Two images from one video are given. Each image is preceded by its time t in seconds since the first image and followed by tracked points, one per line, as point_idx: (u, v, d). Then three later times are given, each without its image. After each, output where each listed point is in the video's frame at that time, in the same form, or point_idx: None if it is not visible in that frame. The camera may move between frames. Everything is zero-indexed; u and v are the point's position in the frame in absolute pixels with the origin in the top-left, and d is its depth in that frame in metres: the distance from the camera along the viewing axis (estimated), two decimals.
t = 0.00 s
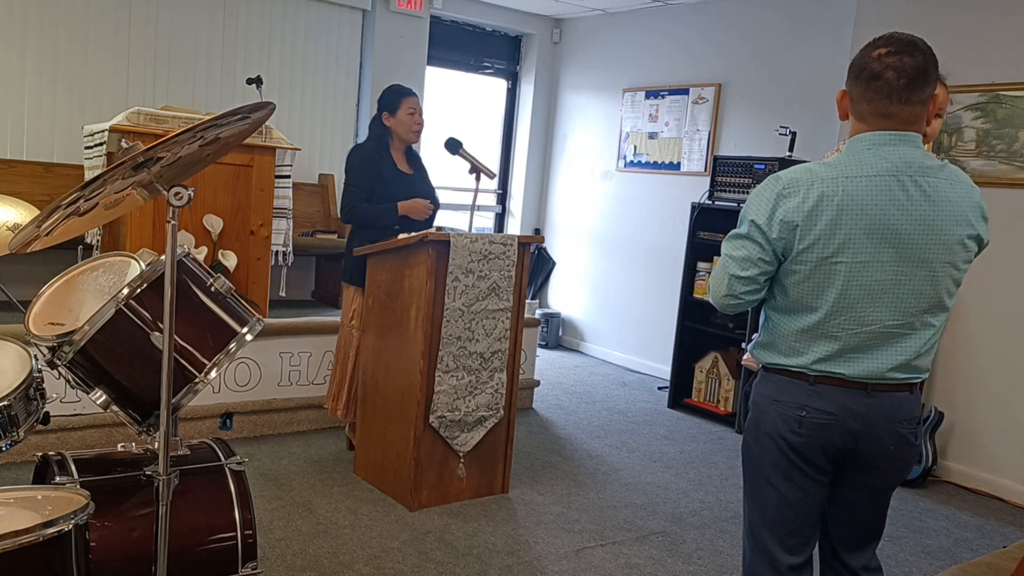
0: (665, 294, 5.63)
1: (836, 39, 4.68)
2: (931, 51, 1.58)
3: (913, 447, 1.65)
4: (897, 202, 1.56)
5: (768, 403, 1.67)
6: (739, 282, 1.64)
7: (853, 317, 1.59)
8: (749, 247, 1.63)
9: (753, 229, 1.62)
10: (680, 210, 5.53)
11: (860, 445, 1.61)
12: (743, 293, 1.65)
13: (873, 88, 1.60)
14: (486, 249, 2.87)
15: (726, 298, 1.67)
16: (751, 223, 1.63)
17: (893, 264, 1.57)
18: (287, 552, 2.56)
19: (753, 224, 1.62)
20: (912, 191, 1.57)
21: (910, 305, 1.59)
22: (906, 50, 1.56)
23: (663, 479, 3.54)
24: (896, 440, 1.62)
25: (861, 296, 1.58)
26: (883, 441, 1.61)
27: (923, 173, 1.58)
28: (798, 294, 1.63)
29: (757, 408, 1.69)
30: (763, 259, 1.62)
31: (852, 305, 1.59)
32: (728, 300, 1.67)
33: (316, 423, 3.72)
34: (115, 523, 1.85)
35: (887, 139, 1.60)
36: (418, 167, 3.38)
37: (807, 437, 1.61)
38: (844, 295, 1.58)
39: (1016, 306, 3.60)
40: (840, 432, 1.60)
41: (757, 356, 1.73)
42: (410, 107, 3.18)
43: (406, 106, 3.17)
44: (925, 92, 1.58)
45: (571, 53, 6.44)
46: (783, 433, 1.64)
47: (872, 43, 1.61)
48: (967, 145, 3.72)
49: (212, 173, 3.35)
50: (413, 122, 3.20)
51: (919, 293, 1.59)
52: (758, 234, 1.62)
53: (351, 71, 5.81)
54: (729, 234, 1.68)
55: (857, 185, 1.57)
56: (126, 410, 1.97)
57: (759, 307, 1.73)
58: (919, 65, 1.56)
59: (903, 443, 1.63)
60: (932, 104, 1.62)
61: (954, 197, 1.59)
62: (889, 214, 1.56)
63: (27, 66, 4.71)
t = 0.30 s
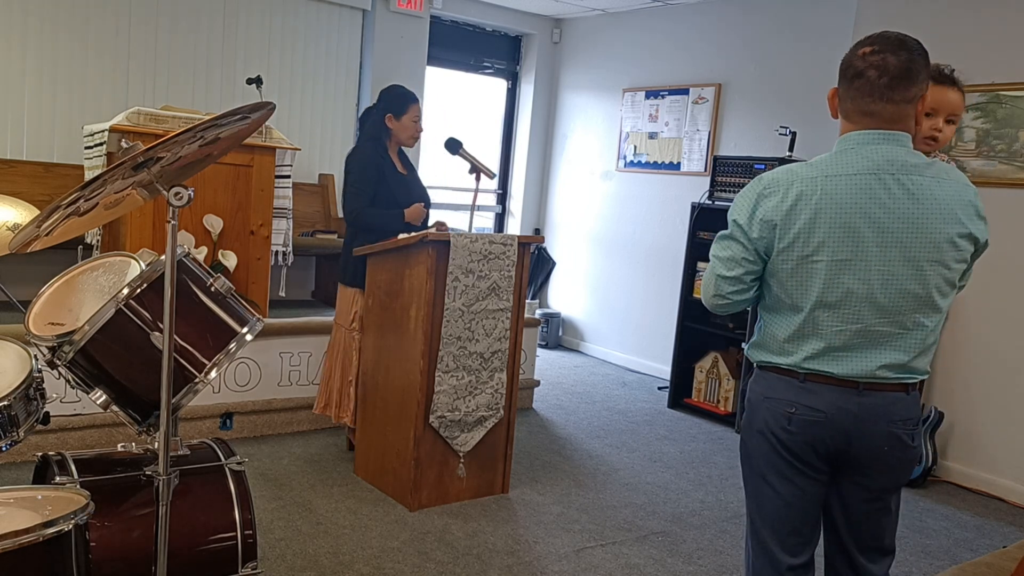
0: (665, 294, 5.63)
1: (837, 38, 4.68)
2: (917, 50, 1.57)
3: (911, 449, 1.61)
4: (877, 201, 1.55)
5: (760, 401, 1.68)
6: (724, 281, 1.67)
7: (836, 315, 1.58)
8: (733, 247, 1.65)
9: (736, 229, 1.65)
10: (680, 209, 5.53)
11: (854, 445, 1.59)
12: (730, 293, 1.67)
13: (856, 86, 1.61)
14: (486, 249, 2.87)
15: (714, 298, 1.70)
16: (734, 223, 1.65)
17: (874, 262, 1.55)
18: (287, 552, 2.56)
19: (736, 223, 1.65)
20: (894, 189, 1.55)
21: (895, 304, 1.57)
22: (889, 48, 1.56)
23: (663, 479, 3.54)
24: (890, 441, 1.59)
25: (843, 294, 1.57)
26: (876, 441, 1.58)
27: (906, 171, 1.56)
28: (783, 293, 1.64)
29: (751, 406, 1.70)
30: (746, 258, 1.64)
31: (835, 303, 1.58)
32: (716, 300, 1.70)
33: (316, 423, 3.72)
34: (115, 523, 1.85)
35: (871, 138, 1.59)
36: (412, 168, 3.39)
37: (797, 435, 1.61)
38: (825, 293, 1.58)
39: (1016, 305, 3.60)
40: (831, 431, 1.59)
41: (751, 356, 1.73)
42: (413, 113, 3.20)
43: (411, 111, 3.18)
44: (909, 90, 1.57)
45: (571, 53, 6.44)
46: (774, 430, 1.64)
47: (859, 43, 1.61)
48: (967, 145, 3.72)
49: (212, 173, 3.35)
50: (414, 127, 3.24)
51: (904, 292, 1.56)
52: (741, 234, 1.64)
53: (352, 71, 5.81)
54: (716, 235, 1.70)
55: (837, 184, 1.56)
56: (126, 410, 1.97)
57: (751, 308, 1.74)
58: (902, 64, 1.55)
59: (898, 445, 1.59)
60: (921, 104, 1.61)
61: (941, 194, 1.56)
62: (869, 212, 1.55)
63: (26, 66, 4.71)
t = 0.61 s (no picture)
0: (665, 294, 5.63)
1: (837, 38, 4.68)
2: (906, 52, 1.57)
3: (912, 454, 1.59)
4: (864, 202, 1.55)
5: (761, 402, 1.67)
6: (719, 284, 1.69)
7: (826, 317, 1.58)
8: (726, 250, 1.68)
9: (728, 233, 1.68)
10: (680, 209, 5.53)
11: (853, 449, 1.59)
12: (725, 295, 1.69)
13: (843, 89, 1.63)
14: (486, 249, 2.87)
15: (711, 301, 1.72)
16: (726, 227, 1.68)
17: (862, 262, 1.55)
18: (287, 552, 2.56)
19: (728, 227, 1.68)
20: (880, 190, 1.55)
21: (886, 305, 1.56)
22: (876, 51, 1.58)
23: (663, 479, 3.54)
24: (890, 445, 1.57)
25: (831, 295, 1.57)
26: (876, 445, 1.57)
27: (894, 172, 1.56)
28: (776, 296, 1.65)
29: (752, 408, 1.70)
30: (737, 260, 1.66)
31: (824, 304, 1.58)
32: (713, 302, 1.72)
33: (316, 423, 3.72)
34: (115, 523, 1.85)
35: (859, 141, 1.60)
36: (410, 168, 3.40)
37: (796, 436, 1.61)
38: (813, 294, 1.58)
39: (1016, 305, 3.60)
40: (829, 434, 1.59)
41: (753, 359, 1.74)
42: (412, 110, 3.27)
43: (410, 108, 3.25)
44: (892, 92, 1.58)
45: (571, 53, 6.44)
46: (773, 431, 1.64)
47: (851, 47, 1.63)
48: (967, 145, 3.71)
49: (211, 173, 3.35)
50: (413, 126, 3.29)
51: (894, 294, 1.55)
52: (732, 237, 1.67)
53: (352, 71, 5.81)
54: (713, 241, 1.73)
55: (824, 186, 1.58)
56: (126, 410, 1.97)
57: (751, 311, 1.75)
58: (886, 66, 1.56)
59: (898, 450, 1.58)
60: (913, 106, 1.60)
61: (932, 196, 1.55)
62: (855, 213, 1.55)
63: (27, 65, 4.71)
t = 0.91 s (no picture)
0: (665, 294, 5.63)
1: (838, 38, 4.67)
2: (926, 52, 1.57)
3: (929, 446, 1.59)
4: (882, 201, 1.55)
5: (777, 397, 1.67)
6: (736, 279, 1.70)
7: (842, 314, 1.58)
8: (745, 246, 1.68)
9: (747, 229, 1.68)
10: (680, 210, 5.53)
11: (870, 442, 1.58)
12: (742, 290, 1.70)
13: (866, 89, 1.62)
14: (486, 249, 2.87)
15: (728, 295, 1.73)
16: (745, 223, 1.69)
17: (879, 261, 1.55)
18: (287, 552, 2.56)
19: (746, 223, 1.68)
20: (899, 189, 1.55)
21: (902, 304, 1.56)
22: (898, 52, 1.57)
23: (663, 479, 3.54)
24: (906, 438, 1.57)
25: (848, 293, 1.57)
26: (894, 438, 1.57)
27: (913, 171, 1.55)
28: (793, 292, 1.65)
29: (768, 404, 1.70)
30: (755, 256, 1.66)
31: (840, 302, 1.58)
32: (730, 297, 1.73)
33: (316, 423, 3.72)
34: (115, 522, 1.85)
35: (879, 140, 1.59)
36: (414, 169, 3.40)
37: (813, 430, 1.61)
38: (829, 292, 1.59)
39: (1016, 304, 3.60)
40: (846, 427, 1.58)
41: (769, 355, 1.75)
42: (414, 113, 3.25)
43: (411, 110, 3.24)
44: (917, 93, 1.58)
45: (571, 53, 6.44)
46: (791, 426, 1.64)
47: (871, 46, 1.62)
48: (967, 145, 3.71)
49: (211, 173, 3.35)
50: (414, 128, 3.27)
51: (911, 293, 1.55)
52: (751, 233, 1.67)
53: (352, 71, 5.81)
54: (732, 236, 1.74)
55: (842, 184, 1.58)
56: (126, 411, 1.97)
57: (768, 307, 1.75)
58: (910, 66, 1.55)
59: (914, 442, 1.57)
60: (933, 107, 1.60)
61: (950, 195, 1.54)
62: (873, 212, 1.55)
63: (27, 65, 4.71)
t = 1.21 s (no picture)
0: (665, 294, 5.63)
1: (838, 39, 4.67)
2: (959, 60, 1.57)
3: (951, 449, 1.61)
4: (914, 206, 1.55)
5: (798, 404, 1.66)
6: (763, 280, 1.68)
7: (871, 318, 1.58)
8: (772, 248, 1.66)
9: (775, 230, 1.66)
10: (680, 210, 5.53)
11: (889, 447, 1.59)
12: (768, 291, 1.68)
13: (904, 95, 1.59)
14: (486, 249, 2.87)
15: (752, 296, 1.71)
16: (773, 224, 1.67)
17: (910, 265, 1.55)
18: (286, 552, 2.56)
19: (775, 224, 1.66)
20: (931, 194, 1.55)
21: (931, 308, 1.56)
22: (936, 58, 1.56)
23: (663, 479, 3.54)
24: (929, 443, 1.58)
25: (878, 297, 1.57)
26: (917, 443, 1.58)
27: (944, 177, 1.56)
28: (820, 294, 1.64)
29: (788, 408, 1.69)
30: (784, 258, 1.65)
31: (871, 305, 1.58)
32: (754, 298, 1.71)
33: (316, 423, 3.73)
34: (114, 523, 1.85)
35: (909, 144, 1.59)
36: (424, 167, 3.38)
37: (835, 436, 1.60)
38: (860, 296, 1.58)
39: (1016, 305, 3.60)
40: (868, 434, 1.58)
41: (790, 357, 1.73)
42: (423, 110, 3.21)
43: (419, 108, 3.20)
44: (954, 100, 1.58)
45: (571, 53, 6.44)
46: (811, 433, 1.63)
47: (902, 52, 1.60)
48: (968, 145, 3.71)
49: (212, 173, 3.35)
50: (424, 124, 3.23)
51: (939, 297, 1.56)
52: (779, 235, 1.65)
53: (351, 71, 5.81)
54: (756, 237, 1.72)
55: (876, 187, 1.57)
56: (126, 411, 1.97)
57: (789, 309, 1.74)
58: (949, 74, 1.55)
59: (937, 445, 1.59)
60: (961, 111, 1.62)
61: (980, 201, 1.56)
62: (906, 216, 1.55)
63: (26, 65, 4.71)
